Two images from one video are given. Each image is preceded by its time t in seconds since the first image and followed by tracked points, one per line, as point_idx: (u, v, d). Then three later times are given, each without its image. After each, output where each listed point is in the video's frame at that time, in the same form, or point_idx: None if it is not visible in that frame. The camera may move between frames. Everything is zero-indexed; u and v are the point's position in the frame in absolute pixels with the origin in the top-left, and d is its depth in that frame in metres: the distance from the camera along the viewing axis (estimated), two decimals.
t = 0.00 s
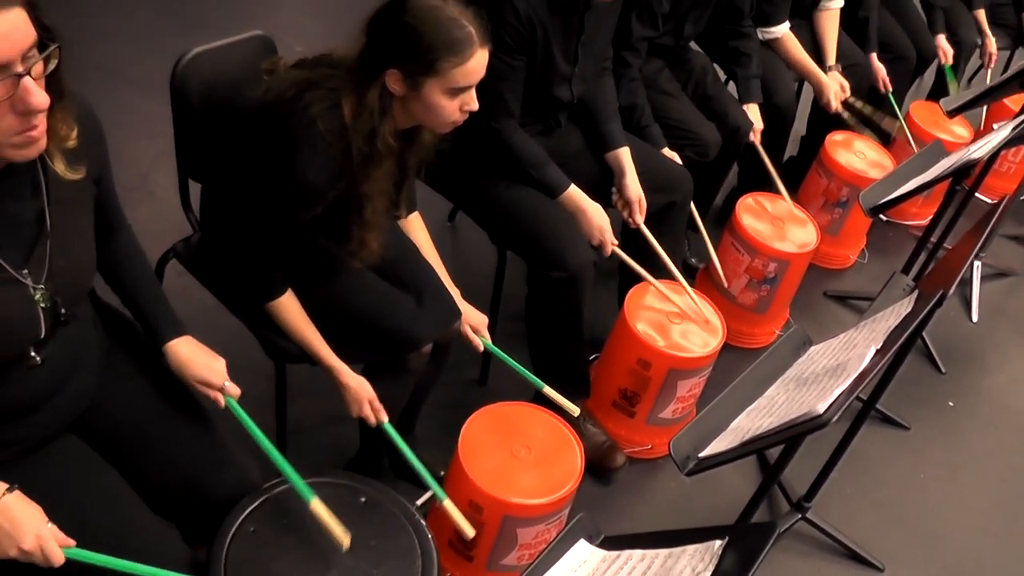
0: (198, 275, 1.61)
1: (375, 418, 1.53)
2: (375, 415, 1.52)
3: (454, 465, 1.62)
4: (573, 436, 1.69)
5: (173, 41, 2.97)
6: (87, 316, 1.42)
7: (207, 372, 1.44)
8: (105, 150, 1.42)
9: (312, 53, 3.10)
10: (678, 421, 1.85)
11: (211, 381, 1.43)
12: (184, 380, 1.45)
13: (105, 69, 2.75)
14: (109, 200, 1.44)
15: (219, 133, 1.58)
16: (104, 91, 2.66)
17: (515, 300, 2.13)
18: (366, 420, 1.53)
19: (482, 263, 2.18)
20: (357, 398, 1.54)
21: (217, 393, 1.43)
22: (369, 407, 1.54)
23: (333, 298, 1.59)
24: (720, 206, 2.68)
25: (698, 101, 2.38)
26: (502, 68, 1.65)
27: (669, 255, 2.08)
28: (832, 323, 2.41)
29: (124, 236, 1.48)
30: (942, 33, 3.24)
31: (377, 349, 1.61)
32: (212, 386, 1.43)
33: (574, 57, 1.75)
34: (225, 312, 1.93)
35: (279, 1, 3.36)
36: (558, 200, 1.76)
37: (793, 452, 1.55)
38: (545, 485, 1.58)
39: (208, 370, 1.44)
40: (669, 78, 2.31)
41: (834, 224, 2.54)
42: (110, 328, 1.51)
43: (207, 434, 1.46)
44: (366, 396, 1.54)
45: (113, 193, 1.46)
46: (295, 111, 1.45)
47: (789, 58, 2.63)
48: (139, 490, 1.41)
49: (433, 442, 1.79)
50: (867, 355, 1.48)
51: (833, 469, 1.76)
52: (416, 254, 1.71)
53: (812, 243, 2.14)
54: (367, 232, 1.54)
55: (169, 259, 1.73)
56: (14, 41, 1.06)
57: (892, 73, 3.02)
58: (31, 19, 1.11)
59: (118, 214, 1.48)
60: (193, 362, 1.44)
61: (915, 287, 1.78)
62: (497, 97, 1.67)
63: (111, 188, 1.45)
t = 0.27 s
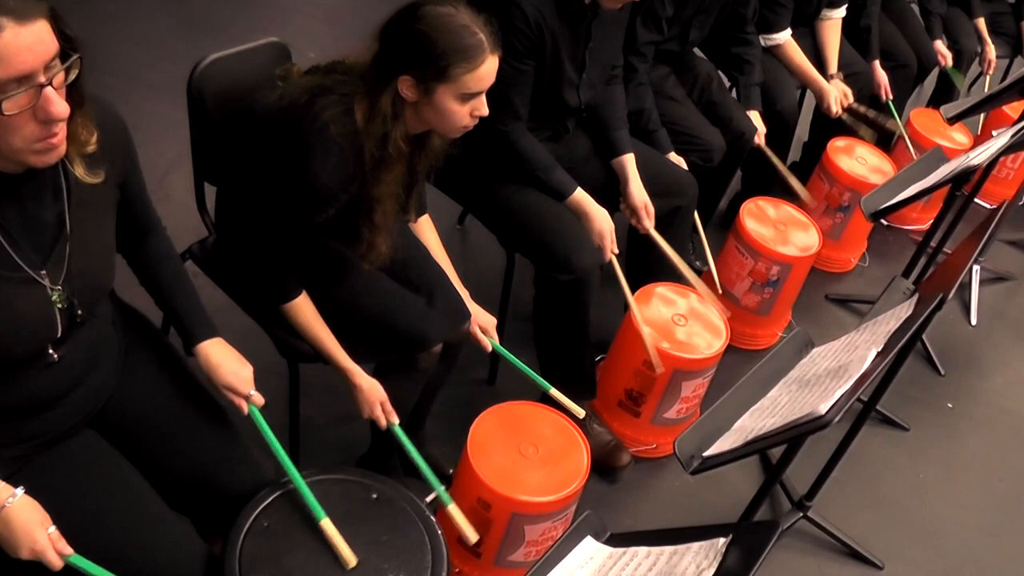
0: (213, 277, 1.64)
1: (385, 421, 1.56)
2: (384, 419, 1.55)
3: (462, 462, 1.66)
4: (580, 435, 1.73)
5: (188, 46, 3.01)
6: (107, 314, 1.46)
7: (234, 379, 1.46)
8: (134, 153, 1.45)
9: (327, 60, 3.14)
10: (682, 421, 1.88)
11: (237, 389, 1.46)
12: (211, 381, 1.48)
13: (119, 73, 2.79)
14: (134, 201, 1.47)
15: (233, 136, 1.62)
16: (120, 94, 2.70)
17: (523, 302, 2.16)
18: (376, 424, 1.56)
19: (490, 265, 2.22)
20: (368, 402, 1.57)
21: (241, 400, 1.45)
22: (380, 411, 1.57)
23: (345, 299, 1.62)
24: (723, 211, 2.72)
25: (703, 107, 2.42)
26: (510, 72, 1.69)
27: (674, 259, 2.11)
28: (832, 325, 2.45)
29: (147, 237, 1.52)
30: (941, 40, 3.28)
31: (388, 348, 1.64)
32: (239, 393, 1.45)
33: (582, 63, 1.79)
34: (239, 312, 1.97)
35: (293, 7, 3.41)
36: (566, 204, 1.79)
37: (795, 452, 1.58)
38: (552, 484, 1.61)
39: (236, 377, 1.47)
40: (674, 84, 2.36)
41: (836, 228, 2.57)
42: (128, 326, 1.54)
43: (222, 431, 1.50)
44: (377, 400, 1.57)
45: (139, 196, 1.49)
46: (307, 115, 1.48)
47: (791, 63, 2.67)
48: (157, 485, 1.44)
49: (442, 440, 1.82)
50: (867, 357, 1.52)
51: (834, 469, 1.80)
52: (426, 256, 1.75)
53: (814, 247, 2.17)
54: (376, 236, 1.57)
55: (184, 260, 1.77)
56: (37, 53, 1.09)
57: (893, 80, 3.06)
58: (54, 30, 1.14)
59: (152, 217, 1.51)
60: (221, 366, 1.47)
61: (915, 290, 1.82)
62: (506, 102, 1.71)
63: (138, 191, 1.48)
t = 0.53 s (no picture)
0: (225, 280, 1.67)
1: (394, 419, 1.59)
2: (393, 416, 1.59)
3: (470, 462, 1.69)
4: (584, 436, 1.76)
5: (197, 52, 3.05)
6: (123, 316, 1.49)
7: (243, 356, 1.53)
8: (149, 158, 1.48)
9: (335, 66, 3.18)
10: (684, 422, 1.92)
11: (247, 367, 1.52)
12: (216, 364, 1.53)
13: (129, 78, 2.82)
14: (149, 206, 1.50)
15: (246, 142, 1.65)
16: (131, 99, 2.73)
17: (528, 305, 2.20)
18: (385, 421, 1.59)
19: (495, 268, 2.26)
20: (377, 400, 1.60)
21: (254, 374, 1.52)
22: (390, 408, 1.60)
23: (354, 301, 1.65)
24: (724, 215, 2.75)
25: (705, 113, 2.45)
26: (517, 80, 1.72)
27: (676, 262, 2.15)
28: (831, 329, 2.48)
29: (163, 240, 1.55)
30: (938, 49, 3.32)
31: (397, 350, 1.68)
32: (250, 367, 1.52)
33: (587, 71, 1.82)
34: (250, 314, 2.00)
35: (300, 14, 3.45)
36: (571, 209, 1.83)
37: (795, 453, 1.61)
38: (558, 483, 1.65)
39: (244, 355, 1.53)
40: (676, 91, 2.39)
41: (835, 233, 2.61)
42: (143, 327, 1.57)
43: (235, 431, 1.53)
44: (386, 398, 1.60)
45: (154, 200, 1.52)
46: (319, 122, 1.51)
47: (789, 70, 2.71)
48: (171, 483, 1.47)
49: (449, 440, 1.86)
50: (866, 360, 1.55)
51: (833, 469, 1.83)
52: (434, 259, 1.78)
53: (814, 252, 2.20)
54: (385, 240, 1.60)
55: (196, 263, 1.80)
56: (63, 62, 1.10)
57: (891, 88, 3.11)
58: (78, 40, 1.15)
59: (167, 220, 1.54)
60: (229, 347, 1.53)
61: (913, 295, 1.86)
62: (513, 109, 1.75)
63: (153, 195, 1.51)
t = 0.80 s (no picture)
0: (237, 284, 1.71)
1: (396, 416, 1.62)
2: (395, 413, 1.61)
3: (476, 462, 1.72)
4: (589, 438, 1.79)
5: (210, 59, 3.09)
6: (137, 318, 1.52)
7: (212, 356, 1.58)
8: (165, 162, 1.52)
9: (345, 74, 3.23)
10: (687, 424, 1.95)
11: (209, 362, 1.56)
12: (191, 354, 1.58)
13: (143, 84, 2.87)
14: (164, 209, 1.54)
15: (258, 149, 1.69)
16: (145, 105, 2.78)
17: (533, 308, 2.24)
18: (388, 417, 1.62)
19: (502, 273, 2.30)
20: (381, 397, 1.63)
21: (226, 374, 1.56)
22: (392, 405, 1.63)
23: (364, 304, 1.69)
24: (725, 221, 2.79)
25: (707, 121, 2.49)
26: (528, 86, 1.76)
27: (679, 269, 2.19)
28: (830, 333, 2.52)
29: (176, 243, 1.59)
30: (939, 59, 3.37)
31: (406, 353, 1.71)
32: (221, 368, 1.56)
33: (594, 78, 1.86)
34: (262, 317, 2.04)
35: (312, 22, 3.50)
36: (577, 214, 1.86)
37: (796, 454, 1.64)
38: (562, 483, 1.68)
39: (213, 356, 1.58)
40: (681, 100, 2.44)
41: (835, 238, 2.65)
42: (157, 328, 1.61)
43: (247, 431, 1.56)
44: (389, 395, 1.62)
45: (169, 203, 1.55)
46: (331, 128, 1.54)
47: (790, 79, 2.76)
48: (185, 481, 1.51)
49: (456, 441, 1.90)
50: (866, 364, 1.59)
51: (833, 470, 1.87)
52: (442, 263, 1.82)
53: (814, 256, 2.24)
54: (396, 245, 1.63)
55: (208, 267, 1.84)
56: (91, 68, 1.14)
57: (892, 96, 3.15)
58: (104, 47, 1.19)
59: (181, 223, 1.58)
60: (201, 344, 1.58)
61: (911, 300, 1.89)
62: (521, 115, 1.78)
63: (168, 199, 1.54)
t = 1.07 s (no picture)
0: (250, 286, 1.74)
1: (401, 419, 1.65)
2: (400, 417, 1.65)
3: (482, 461, 1.76)
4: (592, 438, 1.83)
5: (220, 64, 3.13)
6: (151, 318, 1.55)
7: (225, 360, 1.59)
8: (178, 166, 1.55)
9: (351, 79, 3.26)
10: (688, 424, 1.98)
11: (225, 368, 1.58)
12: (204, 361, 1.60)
13: (153, 89, 2.91)
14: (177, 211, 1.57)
15: (271, 153, 1.72)
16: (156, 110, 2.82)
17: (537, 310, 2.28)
18: (394, 420, 1.65)
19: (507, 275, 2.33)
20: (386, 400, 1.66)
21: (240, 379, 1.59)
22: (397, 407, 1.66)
23: (373, 306, 1.72)
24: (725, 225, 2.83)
25: (708, 126, 2.52)
26: (534, 91, 1.79)
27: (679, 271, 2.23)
28: (829, 335, 2.56)
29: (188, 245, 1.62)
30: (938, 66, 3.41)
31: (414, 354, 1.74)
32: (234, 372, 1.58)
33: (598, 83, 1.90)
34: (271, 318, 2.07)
35: (320, 28, 3.53)
36: (580, 219, 1.90)
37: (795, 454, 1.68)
38: (566, 483, 1.71)
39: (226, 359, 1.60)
40: (681, 106, 2.48)
41: (833, 242, 2.69)
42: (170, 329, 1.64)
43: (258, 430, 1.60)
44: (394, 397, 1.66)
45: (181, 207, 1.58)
46: (342, 133, 1.58)
47: (790, 87, 2.79)
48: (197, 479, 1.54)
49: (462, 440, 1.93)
50: (864, 366, 1.61)
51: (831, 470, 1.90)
52: (449, 266, 1.86)
53: (812, 260, 2.27)
54: (406, 248, 1.66)
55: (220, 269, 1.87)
56: (101, 74, 1.17)
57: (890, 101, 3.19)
58: (115, 54, 1.22)
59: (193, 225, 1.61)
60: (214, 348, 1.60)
61: (908, 303, 1.93)
62: (528, 118, 1.82)
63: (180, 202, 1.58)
